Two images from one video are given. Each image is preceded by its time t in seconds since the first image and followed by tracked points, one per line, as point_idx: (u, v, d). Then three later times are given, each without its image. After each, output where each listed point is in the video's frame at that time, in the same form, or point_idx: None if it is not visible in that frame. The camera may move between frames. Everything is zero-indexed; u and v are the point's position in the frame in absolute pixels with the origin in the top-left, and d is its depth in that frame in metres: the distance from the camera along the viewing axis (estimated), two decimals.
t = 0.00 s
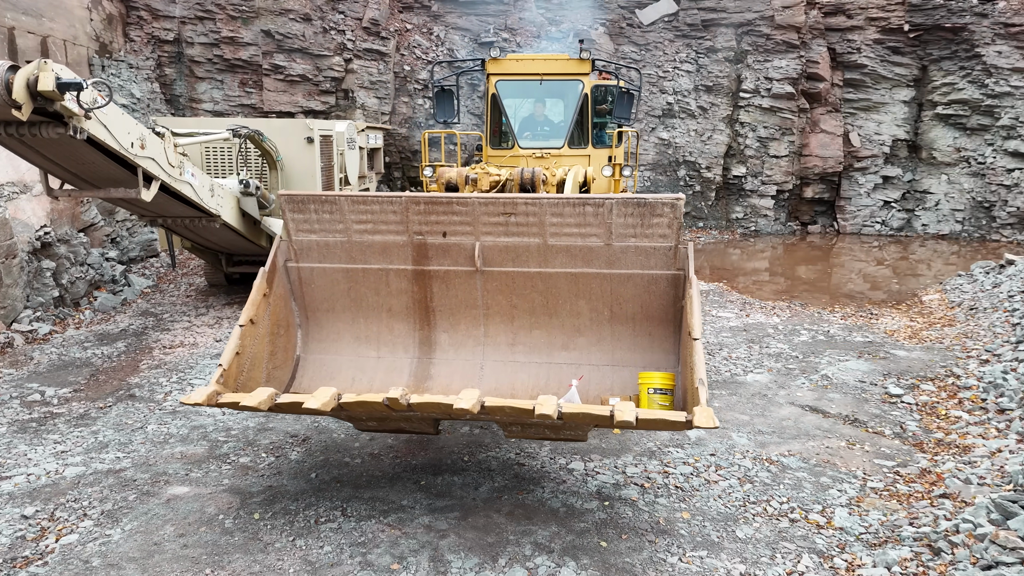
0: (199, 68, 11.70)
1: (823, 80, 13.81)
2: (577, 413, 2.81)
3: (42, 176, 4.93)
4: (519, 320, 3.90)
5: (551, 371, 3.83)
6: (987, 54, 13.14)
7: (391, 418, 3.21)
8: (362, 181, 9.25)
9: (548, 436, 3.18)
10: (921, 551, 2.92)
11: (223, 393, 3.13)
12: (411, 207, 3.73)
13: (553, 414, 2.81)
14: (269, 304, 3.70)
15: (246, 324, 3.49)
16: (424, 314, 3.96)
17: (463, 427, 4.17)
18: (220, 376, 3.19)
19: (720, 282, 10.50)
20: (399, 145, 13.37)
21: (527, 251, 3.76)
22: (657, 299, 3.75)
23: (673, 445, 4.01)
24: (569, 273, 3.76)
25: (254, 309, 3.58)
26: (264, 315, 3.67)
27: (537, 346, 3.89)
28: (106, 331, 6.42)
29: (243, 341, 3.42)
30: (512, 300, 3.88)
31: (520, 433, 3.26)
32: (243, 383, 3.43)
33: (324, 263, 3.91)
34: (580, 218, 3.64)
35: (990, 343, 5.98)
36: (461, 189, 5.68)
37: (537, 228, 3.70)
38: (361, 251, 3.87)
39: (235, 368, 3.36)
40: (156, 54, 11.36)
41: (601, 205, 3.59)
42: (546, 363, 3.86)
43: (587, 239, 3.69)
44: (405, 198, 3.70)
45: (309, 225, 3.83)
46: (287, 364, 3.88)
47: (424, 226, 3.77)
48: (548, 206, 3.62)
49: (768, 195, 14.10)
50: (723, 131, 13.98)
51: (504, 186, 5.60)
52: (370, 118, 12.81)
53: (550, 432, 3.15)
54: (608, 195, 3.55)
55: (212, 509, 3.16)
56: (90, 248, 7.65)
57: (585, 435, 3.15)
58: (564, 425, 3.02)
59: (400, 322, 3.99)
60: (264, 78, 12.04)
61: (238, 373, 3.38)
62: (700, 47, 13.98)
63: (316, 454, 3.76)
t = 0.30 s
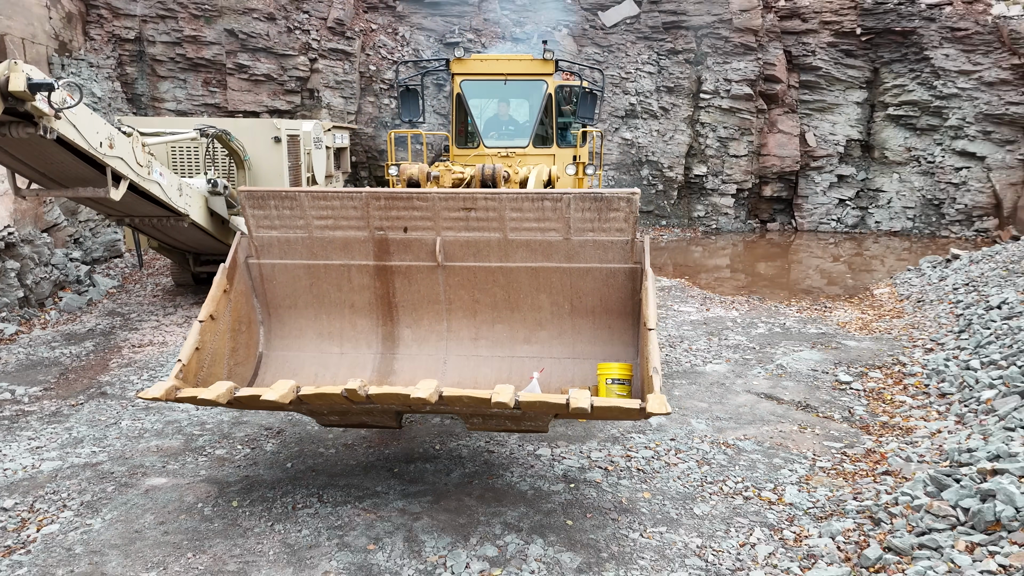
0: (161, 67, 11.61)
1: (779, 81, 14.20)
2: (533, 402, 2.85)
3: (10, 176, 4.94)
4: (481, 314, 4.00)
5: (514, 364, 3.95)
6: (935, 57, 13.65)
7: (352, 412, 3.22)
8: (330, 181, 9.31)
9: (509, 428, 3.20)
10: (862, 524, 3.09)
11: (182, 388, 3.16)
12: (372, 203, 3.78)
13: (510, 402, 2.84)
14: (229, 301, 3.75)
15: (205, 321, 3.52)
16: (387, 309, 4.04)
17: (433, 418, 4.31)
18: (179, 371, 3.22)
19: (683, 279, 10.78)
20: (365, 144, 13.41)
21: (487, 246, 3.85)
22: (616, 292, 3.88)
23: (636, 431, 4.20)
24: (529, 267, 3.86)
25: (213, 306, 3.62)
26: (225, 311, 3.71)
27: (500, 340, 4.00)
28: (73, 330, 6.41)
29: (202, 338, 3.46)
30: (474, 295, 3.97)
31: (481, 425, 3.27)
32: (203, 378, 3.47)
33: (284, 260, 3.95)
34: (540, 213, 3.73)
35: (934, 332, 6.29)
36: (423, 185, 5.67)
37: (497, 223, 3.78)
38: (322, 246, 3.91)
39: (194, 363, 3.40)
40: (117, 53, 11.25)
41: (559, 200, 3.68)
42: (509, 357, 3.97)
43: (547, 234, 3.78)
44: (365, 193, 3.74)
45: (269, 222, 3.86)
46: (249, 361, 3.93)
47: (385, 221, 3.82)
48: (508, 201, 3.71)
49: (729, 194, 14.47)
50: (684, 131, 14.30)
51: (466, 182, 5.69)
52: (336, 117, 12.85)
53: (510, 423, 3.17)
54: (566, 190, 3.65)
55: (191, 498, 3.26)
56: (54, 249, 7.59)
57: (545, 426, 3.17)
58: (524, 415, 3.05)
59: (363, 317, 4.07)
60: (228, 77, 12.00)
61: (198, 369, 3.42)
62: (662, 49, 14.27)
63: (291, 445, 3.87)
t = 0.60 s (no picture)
0: (149, 68, 11.72)
1: (757, 83, 14.52)
2: (508, 386, 2.97)
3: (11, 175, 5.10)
4: (463, 307, 4.14)
5: (494, 355, 4.08)
6: (908, 59, 14.05)
7: (337, 400, 3.35)
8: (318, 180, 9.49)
9: (489, 415, 3.32)
10: (821, 495, 3.32)
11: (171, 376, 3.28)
12: (355, 198, 3.90)
13: (486, 386, 2.97)
14: (217, 294, 3.87)
15: (193, 312, 3.65)
16: (372, 303, 4.17)
17: (423, 405, 4.53)
18: (168, 360, 3.34)
19: (665, 276, 11.07)
20: (352, 145, 13.59)
21: (468, 241, 3.98)
22: (593, 285, 4.02)
23: (615, 416, 4.45)
24: (509, 261, 4.00)
25: (201, 298, 3.75)
26: (212, 304, 3.84)
27: (481, 332, 4.14)
28: (69, 326, 6.57)
29: (190, 329, 3.58)
30: (456, 288, 4.11)
31: (463, 413, 3.40)
32: (191, 368, 3.59)
33: (271, 254, 4.07)
34: (518, 208, 3.87)
35: (901, 323, 6.58)
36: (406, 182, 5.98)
37: (477, 218, 3.91)
38: (308, 241, 4.04)
39: (183, 353, 3.53)
40: (105, 53, 11.35)
41: (537, 195, 3.82)
42: (490, 348, 4.11)
43: (525, 228, 3.92)
44: (349, 189, 3.87)
45: (256, 217, 3.99)
46: (237, 353, 4.05)
47: (368, 216, 3.95)
48: (487, 197, 3.84)
49: (709, 193, 14.79)
50: (665, 132, 14.60)
51: (450, 180, 5.92)
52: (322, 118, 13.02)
53: (490, 411, 3.29)
54: (544, 186, 3.79)
55: (197, 477, 3.47)
56: (47, 247, 7.73)
57: (524, 413, 3.30)
58: (502, 402, 3.18)
59: (348, 310, 4.19)
60: (215, 78, 12.13)
61: (186, 359, 3.54)
62: (643, 51, 14.54)
63: (289, 430, 4.08)
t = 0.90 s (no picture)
0: (141, 68, 11.91)
1: (738, 83, 14.88)
2: (488, 366, 3.09)
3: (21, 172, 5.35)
4: (448, 297, 4.37)
5: (479, 342, 4.31)
6: (883, 61, 14.50)
7: (327, 383, 3.47)
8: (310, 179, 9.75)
9: (472, 398, 3.45)
10: (782, 463, 3.62)
11: (170, 360, 3.45)
12: (345, 192, 4.13)
13: (467, 366, 3.08)
14: (213, 283, 4.09)
15: (190, 299, 3.86)
16: (361, 293, 4.40)
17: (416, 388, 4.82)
18: (167, 344, 3.53)
19: (648, 272, 11.41)
20: (342, 144, 13.84)
21: (452, 233, 4.21)
22: (571, 275, 4.27)
23: (597, 397, 4.77)
24: (491, 252, 4.23)
25: (199, 287, 3.96)
26: (209, 292, 4.06)
27: (466, 321, 4.37)
28: (72, 319, 6.80)
29: (187, 315, 3.79)
30: (441, 279, 4.34)
31: (447, 397, 3.52)
32: (189, 352, 3.79)
33: (264, 246, 4.31)
34: (499, 201, 4.10)
35: (868, 313, 6.93)
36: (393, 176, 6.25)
37: (461, 211, 4.15)
38: (300, 234, 4.27)
39: (181, 337, 3.73)
40: (98, 54, 11.53)
41: (517, 189, 4.05)
42: (474, 336, 4.34)
43: (507, 221, 4.16)
44: (339, 183, 4.10)
45: (250, 211, 4.23)
46: (232, 340, 4.27)
47: (357, 210, 4.18)
48: (470, 191, 4.07)
49: (692, 191, 15.16)
50: (648, 131, 14.94)
51: (437, 176, 6.19)
52: (313, 117, 13.27)
53: (472, 394, 3.42)
54: (523, 180, 4.02)
55: (209, 451, 3.75)
56: (47, 244, 7.94)
57: (506, 396, 3.42)
58: (484, 384, 3.31)
59: (339, 300, 4.43)
60: (207, 78, 12.33)
61: (184, 343, 3.73)
62: (627, 53, 14.87)
63: (292, 411, 4.37)
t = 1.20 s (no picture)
0: (135, 70, 12.16)
1: (719, 85, 15.28)
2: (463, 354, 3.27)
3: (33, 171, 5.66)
4: (431, 290, 4.63)
5: (459, 333, 4.59)
6: (858, 64, 14.96)
7: (314, 369, 3.67)
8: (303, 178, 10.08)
9: (451, 384, 3.64)
10: (742, 434, 3.98)
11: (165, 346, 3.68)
12: (332, 190, 4.36)
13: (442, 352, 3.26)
14: (207, 275, 4.33)
15: (186, 290, 4.10)
16: (349, 286, 4.66)
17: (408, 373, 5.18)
18: (163, 331, 3.76)
19: (632, 268, 11.81)
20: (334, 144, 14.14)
21: (434, 230, 4.47)
22: (546, 270, 4.53)
23: (576, 380, 5.14)
24: (472, 248, 4.49)
25: (194, 278, 4.20)
26: (204, 283, 4.30)
27: (448, 313, 4.64)
28: (77, 312, 7.10)
29: (183, 305, 4.03)
30: (424, 273, 4.61)
31: (428, 384, 3.72)
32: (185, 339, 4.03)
33: (256, 241, 4.55)
34: (479, 200, 4.35)
35: (835, 305, 7.33)
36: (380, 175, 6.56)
37: (442, 209, 4.39)
38: (290, 229, 4.51)
39: (177, 326, 3.97)
40: (93, 56, 11.76)
41: (495, 189, 4.29)
42: (455, 327, 4.62)
43: (486, 219, 4.41)
44: (327, 182, 4.33)
45: (243, 207, 4.46)
46: (226, 329, 4.53)
47: (345, 207, 4.43)
48: (451, 189, 4.32)
49: (674, 190, 15.56)
50: (632, 132, 15.33)
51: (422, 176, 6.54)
52: (305, 118, 13.57)
53: (452, 380, 3.60)
54: (501, 180, 4.27)
55: (218, 427, 4.09)
56: (49, 241, 8.22)
57: (483, 381, 3.62)
58: (461, 370, 3.50)
59: (327, 293, 4.68)
60: (201, 80, 12.59)
61: (180, 330, 3.97)
62: (611, 55, 15.24)
63: (293, 392, 4.71)
